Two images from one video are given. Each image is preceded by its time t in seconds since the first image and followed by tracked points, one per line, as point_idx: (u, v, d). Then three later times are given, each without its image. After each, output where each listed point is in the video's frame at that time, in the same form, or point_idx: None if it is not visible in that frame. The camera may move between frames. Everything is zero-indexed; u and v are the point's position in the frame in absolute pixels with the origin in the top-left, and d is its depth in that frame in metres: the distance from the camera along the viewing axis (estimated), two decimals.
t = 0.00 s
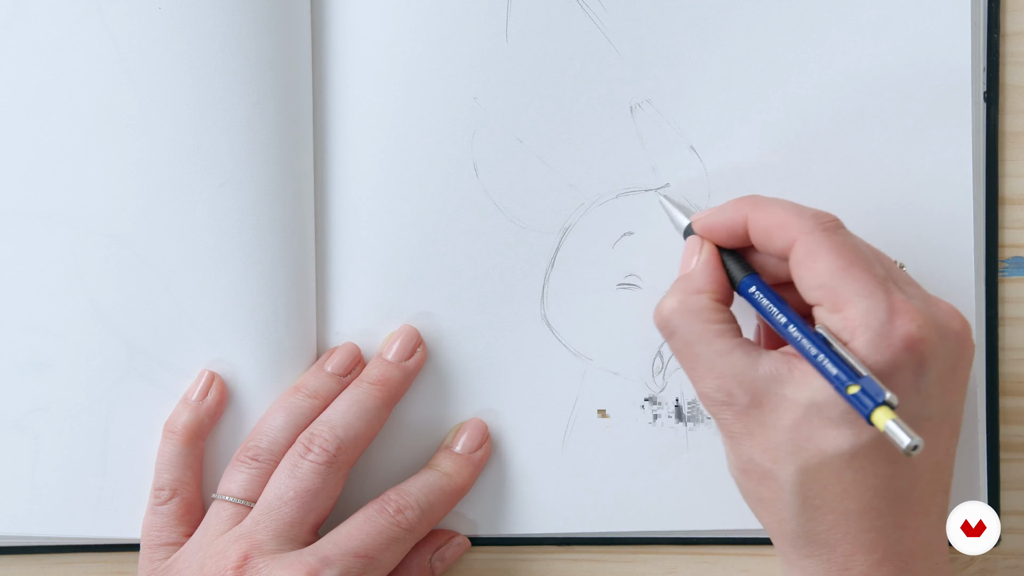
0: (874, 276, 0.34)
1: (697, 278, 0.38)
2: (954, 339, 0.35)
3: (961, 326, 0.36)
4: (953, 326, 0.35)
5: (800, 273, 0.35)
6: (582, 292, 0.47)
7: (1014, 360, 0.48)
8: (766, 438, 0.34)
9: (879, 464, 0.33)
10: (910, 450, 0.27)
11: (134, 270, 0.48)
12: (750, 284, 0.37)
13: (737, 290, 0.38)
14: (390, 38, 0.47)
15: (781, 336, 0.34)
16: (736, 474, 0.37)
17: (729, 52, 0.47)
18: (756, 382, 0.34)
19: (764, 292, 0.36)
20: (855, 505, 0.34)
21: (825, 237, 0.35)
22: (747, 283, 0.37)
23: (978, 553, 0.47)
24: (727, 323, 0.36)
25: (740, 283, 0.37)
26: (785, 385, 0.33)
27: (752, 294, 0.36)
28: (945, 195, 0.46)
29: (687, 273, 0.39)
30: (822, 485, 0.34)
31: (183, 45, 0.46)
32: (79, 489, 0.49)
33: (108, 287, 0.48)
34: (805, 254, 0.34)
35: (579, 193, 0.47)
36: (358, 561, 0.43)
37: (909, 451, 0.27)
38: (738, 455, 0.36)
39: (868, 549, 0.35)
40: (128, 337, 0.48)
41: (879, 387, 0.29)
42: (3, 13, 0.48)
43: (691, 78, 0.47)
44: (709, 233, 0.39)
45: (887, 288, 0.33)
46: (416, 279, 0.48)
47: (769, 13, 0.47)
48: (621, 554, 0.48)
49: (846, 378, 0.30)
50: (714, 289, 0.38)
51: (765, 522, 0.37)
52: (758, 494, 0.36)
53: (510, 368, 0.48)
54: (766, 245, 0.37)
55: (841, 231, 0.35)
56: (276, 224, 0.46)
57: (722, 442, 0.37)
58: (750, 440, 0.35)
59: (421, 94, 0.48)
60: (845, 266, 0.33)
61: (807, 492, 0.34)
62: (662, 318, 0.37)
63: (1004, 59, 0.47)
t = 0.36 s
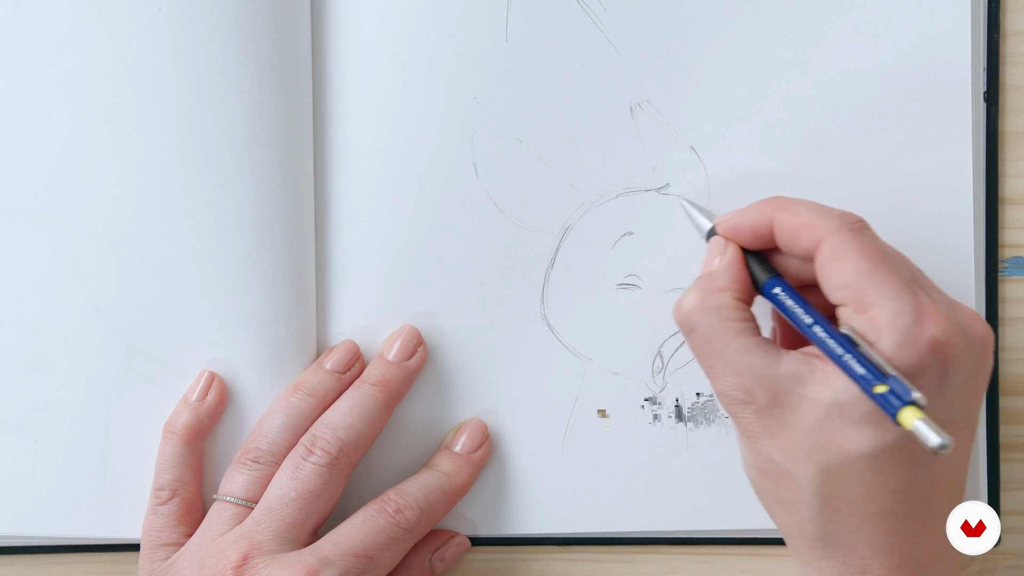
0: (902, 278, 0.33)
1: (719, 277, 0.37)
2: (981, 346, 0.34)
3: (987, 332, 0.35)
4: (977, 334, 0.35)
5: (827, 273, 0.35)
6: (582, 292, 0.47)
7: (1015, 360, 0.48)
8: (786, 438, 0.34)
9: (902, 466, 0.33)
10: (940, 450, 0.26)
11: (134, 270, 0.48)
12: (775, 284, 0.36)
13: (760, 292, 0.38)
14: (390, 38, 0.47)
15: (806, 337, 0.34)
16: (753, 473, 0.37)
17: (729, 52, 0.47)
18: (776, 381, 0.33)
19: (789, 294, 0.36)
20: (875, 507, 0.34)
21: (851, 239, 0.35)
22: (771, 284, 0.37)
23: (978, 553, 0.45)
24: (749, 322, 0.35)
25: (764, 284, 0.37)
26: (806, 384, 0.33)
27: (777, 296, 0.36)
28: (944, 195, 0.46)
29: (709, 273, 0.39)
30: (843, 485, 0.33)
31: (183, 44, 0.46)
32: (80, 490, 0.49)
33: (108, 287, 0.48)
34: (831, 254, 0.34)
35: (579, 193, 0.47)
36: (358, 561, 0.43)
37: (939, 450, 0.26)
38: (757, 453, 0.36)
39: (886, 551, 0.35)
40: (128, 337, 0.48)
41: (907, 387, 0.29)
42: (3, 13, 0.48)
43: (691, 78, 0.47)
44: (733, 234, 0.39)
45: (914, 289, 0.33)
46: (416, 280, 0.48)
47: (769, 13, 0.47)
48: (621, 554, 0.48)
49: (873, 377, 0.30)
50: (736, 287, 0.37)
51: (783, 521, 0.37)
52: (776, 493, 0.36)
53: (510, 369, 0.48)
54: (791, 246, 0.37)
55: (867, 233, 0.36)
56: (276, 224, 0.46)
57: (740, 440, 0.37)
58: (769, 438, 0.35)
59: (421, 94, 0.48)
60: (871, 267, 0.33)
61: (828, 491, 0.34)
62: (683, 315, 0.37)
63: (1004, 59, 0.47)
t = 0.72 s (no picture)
0: (877, 79, 0.35)
1: (715, 159, 0.37)
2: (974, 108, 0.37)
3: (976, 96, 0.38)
4: (969, 102, 0.37)
5: (808, 110, 0.35)
6: (582, 291, 0.47)
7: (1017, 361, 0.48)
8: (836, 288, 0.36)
9: (959, 237, 0.35)
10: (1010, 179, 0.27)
11: (134, 270, 0.48)
12: (778, 142, 0.36)
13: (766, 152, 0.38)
14: (390, 38, 0.47)
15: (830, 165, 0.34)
16: (833, 324, 0.39)
17: (729, 53, 0.47)
18: (814, 231, 0.35)
19: (795, 142, 0.36)
20: (954, 289, 0.36)
21: (813, 66, 0.36)
22: (773, 139, 0.37)
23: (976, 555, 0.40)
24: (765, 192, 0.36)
25: (765, 143, 0.37)
26: (842, 222, 0.35)
27: (783, 151, 0.36)
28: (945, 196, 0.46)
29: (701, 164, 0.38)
30: (917, 287, 0.35)
31: (183, 44, 0.46)
32: (79, 490, 0.49)
33: (107, 287, 0.48)
34: (807, 83, 0.35)
35: (579, 193, 0.47)
36: (357, 561, 0.43)
37: (1010, 180, 0.27)
38: (828, 305, 0.37)
39: (982, 334, 0.36)
40: (128, 337, 0.48)
41: (945, 149, 0.30)
42: (4, 13, 0.48)
43: (691, 78, 0.47)
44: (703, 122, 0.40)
45: (889, 83, 0.35)
46: (415, 279, 0.48)
47: (769, 13, 0.47)
48: (621, 554, 0.48)
49: (914, 159, 0.31)
50: (736, 162, 0.37)
51: (868, 354, 0.40)
52: (858, 336, 0.39)
53: (510, 369, 0.48)
54: (756, 100, 0.38)
55: (822, 57, 0.37)
56: (276, 224, 0.46)
57: (805, 302, 0.38)
58: (832, 288, 0.36)
59: (421, 94, 0.48)
60: (846, 82, 0.34)
61: (904, 302, 0.36)
62: (701, 208, 0.37)
63: (1003, 60, 0.47)
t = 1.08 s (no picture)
0: (842, 48, 0.36)
1: (694, 135, 0.39)
2: (941, 61, 0.37)
3: (943, 48, 0.38)
4: (936, 56, 0.37)
5: (776, 83, 0.37)
6: (582, 291, 0.47)
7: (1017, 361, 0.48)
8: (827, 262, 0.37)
9: (938, 204, 0.36)
10: (972, 147, 0.29)
11: (134, 270, 0.48)
12: (753, 110, 0.38)
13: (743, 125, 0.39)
14: (390, 38, 0.47)
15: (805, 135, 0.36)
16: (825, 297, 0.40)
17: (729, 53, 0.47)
18: (794, 205, 0.36)
19: (768, 111, 0.37)
20: (940, 257, 0.37)
21: (777, 40, 0.37)
22: (748, 112, 0.38)
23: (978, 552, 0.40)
24: (744, 166, 0.38)
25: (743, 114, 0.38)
26: (820, 197, 0.36)
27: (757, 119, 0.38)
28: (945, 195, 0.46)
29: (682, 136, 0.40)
30: (902, 256, 0.37)
31: (183, 44, 0.46)
32: (79, 490, 0.49)
33: (108, 287, 0.48)
34: (772, 61, 0.37)
35: (579, 193, 0.47)
36: (357, 561, 0.43)
37: (972, 148, 0.29)
38: (818, 279, 0.39)
39: (967, 297, 0.38)
40: (128, 337, 0.48)
41: (913, 117, 0.32)
42: (3, 13, 0.48)
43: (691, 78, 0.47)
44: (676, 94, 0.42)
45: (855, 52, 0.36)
46: (415, 279, 0.48)
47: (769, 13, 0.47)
48: (621, 554, 0.48)
49: (880, 128, 0.32)
50: (717, 138, 0.39)
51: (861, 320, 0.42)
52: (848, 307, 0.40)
53: (510, 368, 0.48)
54: (728, 76, 0.40)
55: (788, 26, 0.38)
56: (276, 224, 0.46)
57: (797, 279, 0.40)
58: (823, 263, 0.38)
59: (421, 94, 0.48)
60: (811, 53, 0.36)
61: (892, 270, 0.37)
62: (683, 184, 0.39)
63: (1003, 60, 0.47)
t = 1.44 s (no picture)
0: (839, 55, 0.36)
1: (695, 146, 0.39)
2: (940, 65, 0.37)
3: (942, 52, 0.37)
4: (933, 61, 0.37)
5: (774, 92, 0.37)
6: (582, 291, 0.47)
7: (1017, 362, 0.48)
8: (825, 270, 0.38)
9: (937, 207, 0.36)
10: (966, 145, 0.28)
11: (134, 270, 0.48)
12: (755, 121, 0.37)
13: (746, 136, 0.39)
14: (391, 38, 0.47)
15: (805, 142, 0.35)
16: (825, 305, 0.40)
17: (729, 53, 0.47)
18: (792, 215, 0.36)
19: (770, 121, 0.37)
20: (939, 262, 0.37)
21: (775, 49, 0.37)
22: (751, 125, 0.38)
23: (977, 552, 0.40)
24: (742, 177, 0.38)
25: (745, 128, 0.38)
26: (818, 206, 0.36)
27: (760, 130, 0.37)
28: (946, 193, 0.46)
29: (683, 148, 0.41)
30: (901, 262, 0.37)
31: (183, 44, 0.46)
32: (79, 491, 0.49)
33: (107, 287, 0.48)
34: (768, 73, 0.37)
35: (579, 193, 0.47)
36: (358, 561, 0.43)
37: (966, 145, 0.28)
38: (819, 288, 0.39)
39: (969, 302, 0.38)
40: (128, 337, 0.48)
41: (909, 117, 0.31)
42: (3, 13, 0.47)
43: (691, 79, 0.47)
44: (678, 107, 0.42)
45: (850, 59, 0.35)
46: (415, 279, 0.48)
47: (768, 13, 0.47)
48: (621, 554, 0.48)
49: (878, 130, 0.32)
50: (716, 148, 0.39)
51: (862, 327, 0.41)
52: (849, 314, 0.40)
53: (510, 368, 0.48)
54: (728, 89, 0.40)
55: (785, 36, 0.38)
56: (276, 224, 0.46)
57: (797, 288, 0.40)
58: (821, 269, 0.38)
59: (421, 94, 0.47)
60: (806, 63, 0.36)
61: (892, 276, 0.37)
62: (682, 197, 0.39)
63: (1003, 60, 0.47)
